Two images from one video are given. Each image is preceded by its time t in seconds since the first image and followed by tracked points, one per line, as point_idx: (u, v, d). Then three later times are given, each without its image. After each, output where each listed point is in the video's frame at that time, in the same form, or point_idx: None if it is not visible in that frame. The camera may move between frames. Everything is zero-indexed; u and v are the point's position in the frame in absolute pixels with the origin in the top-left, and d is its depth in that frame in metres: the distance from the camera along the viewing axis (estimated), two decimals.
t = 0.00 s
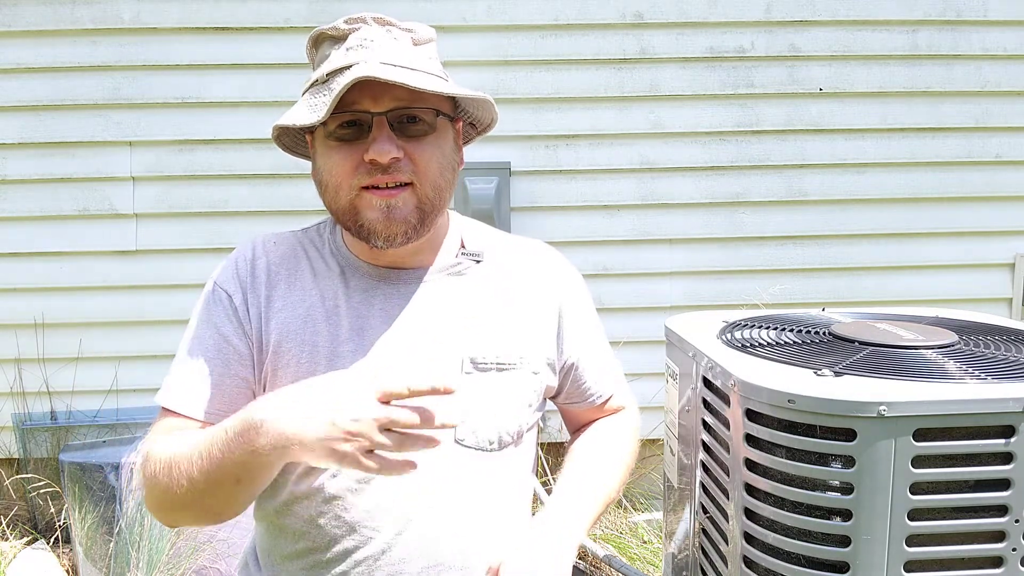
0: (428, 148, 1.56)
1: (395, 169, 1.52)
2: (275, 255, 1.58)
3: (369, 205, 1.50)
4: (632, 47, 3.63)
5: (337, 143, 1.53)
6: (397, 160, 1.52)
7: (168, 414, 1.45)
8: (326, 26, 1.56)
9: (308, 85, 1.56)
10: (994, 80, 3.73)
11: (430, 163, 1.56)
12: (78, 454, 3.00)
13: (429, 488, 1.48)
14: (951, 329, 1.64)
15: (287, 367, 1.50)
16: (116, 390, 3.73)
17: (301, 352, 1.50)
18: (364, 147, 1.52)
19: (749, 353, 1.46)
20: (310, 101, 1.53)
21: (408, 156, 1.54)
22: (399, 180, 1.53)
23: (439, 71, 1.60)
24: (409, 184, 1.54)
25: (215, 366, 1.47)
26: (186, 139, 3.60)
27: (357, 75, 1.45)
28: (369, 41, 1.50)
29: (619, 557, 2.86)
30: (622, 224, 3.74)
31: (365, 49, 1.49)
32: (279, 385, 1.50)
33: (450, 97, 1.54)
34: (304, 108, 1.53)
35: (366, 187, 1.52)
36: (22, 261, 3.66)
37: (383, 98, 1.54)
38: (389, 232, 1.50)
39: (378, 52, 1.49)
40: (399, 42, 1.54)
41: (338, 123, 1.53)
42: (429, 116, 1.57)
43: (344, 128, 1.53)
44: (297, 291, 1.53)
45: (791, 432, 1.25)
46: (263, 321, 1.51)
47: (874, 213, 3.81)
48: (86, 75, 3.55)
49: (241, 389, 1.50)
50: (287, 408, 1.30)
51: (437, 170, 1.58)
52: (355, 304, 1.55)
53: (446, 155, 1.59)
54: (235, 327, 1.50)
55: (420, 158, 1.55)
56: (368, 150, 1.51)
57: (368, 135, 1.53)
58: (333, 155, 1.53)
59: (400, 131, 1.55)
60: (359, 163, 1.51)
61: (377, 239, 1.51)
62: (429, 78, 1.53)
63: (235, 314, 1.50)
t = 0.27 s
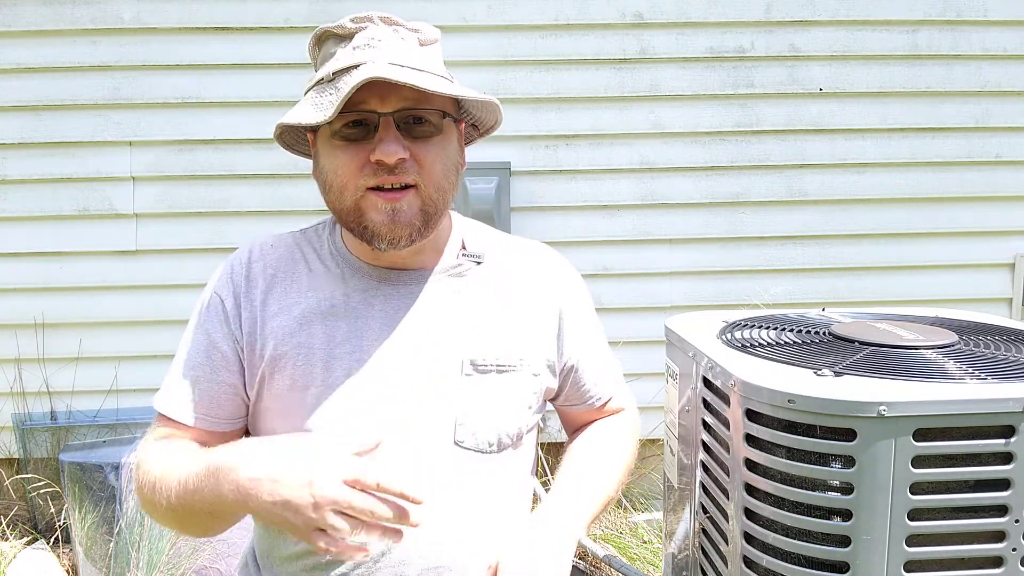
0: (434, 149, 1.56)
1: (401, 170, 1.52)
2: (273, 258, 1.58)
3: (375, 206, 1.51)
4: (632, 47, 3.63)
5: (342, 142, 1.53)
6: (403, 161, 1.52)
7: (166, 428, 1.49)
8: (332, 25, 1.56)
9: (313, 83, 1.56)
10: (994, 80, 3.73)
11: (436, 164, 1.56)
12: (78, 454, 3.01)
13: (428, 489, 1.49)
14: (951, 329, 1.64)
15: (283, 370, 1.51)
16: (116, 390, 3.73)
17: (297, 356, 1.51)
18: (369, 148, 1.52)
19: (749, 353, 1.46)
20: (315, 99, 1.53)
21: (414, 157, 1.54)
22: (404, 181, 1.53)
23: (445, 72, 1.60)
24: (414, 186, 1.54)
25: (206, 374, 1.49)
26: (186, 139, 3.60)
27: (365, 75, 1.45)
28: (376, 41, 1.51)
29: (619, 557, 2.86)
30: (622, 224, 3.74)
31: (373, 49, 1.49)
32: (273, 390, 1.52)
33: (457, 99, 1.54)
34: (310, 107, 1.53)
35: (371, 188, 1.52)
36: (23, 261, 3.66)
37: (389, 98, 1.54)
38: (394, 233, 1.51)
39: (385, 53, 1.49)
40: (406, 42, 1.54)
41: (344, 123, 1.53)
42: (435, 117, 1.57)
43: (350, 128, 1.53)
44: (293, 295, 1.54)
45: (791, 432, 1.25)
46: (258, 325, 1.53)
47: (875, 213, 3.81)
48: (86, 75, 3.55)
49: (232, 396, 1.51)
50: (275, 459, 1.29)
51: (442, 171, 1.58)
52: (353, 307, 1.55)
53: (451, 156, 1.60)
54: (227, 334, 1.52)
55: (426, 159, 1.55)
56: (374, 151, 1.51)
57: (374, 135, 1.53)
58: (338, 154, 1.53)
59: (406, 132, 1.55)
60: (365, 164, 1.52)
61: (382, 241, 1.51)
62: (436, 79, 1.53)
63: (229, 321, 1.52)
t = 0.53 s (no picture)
0: (434, 150, 1.56)
1: (401, 171, 1.52)
2: (272, 260, 1.59)
3: (374, 208, 1.51)
4: (632, 47, 3.63)
5: (342, 144, 1.54)
6: (403, 162, 1.52)
7: (168, 442, 1.55)
8: (332, 26, 1.56)
9: (313, 84, 1.56)
10: (994, 80, 3.73)
11: (435, 165, 1.56)
12: (78, 454, 3.01)
13: (429, 491, 1.49)
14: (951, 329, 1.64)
15: (282, 374, 1.52)
16: (116, 390, 3.73)
17: (296, 359, 1.52)
18: (369, 149, 1.52)
19: (749, 353, 1.46)
20: (315, 101, 1.54)
21: (414, 158, 1.54)
22: (404, 182, 1.53)
23: (445, 73, 1.60)
24: (414, 187, 1.54)
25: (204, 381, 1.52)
26: (186, 139, 3.60)
27: (364, 76, 1.45)
28: (375, 42, 1.51)
29: (619, 557, 2.86)
30: (622, 224, 3.74)
31: (372, 50, 1.49)
32: (272, 392, 1.52)
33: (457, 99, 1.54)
34: (309, 108, 1.54)
35: (371, 189, 1.53)
36: (23, 261, 3.66)
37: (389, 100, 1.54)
38: (394, 234, 1.51)
39: (384, 53, 1.49)
40: (405, 43, 1.54)
41: (344, 124, 1.53)
42: (435, 118, 1.56)
43: (350, 130, 1.53)
44: (292, 299, 1.55)
45: (791, 432, 1.25)
46: (257, 330, 1.53)
47: (875, 213, 3.81)
48: (86, 75, 3.55)
49: (232, 400, 1.54)
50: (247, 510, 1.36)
51: (442, 172, 1.57)
52: (352, 308, 1.55)
53: (451, 157, 1.59)
54: (226, 341, 1.53)
55: (427, 160, 1.55)
56: (374, 152, 1.51)
57: (373, 137, 1.53)
58: (338, 156, 1.54)
59: (406, 133, 1.55)
60: (365, 166, 1.52)
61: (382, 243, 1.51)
62: (436, 80, 1.53)
63: (227, 327, 1.53)
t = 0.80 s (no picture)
0: (428, 151, 1.55)
1: (394, 173, 1.52)
2: (273, 261, 1.59)
3: (369, 210, 1.52)
4: (632, 47, 3.63)
5: (337, 147, 1.54)
6: (396, 164, 1.52)
7: (168, 441, 1.56)
8: (326, 28, 1.57)
9: (307, 86, 1.57)
10: (994, 80, 3.73)
11: (430, 167, 1.56)
12: (78, 454, 3.01)
13: (428, 491, 1.49)
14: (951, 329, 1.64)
15: (281, 373, 1.52)
16: (116, 390, 3.73)
17: (296, 358, 1.52)
18: (363, 151, 1.52)
19: (749, 353, 1.46)
20: (309, 103, 1.54)
21: (407, 159, 1.54)
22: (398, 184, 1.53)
23: (441, 73, 1.60)
24: (408, 189, 1.54)
25: (204, 381, 1.52)
26: (187, 139, 3.60)
27: (354, 78, 1.45)
28: (368, 43, 1.51)
29: (619, 557, 2.86)
30: (622, 224, 3.74)
31: (364, 51, 1.49)
32: (271, 392, 1.52)
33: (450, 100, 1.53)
34: (303, 111, 1.54)
35: (366, 192, 1.53)
36: (23, 261, 3.66)
37: (382, 102, 1.54)
38: (389, 236, 1.51)
39: (377, 55, 1.49)
40: (399, 43, 1.54)
41: (337, 126, 1.53)
42: (429, 118, 1.56)
43: (344, 132, 1.53)
44: (292, 299, 1.55)
45: (791, 432, 1.25)
46: (257, 330, 1.54)
47: (875, 213, 3.81)
48: (86, 75, 3.55)
49: (232, 399, 1.54)
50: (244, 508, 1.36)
51: (437, 174, 1.57)
52: (352, 308, 1.56)
53: (446, 158, 1.59)
54: (226, 342, 1.53)
55: (420, 162, 1.54)
56: (367, 154, 1.51)
57: (367, 139, 1.53)
58: (333, 158, 1.54)
59: (399, 135, 1.54)
60: (359, 168, 1.52)
61: (377, 245, 1.52)
62: (429, 80, 1.53)
63: (227, 327, 1.53)
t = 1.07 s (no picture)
0: (424, 158, 1.55)
1: (390, 181, 1.52)
2: (274, 260, 1.59)
3: (366, 216, 1.52)
4: (632, 47, 3.63)
5: (333, 153, 1.54)
6: (392, 171, 1.52)
7: (168, 440, 1.56)
8: (323, 33, 1.57)
9: (305, 92, 1.57)
10: (994, 80, 3.73)
11: (427, 173, 1.55)
12: (78, 454, 3.02)
13: (429, 491, 1.49)
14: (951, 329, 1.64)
15: (281, 374, 1.52)
16: (116, 390, 3.73)
17: (296, 359, 1.52)
18: (358, 158, 1.52)
19: (749, 353, 1.46)
20: (306, 109, 1.54)
21: (403, 167, 1.53)
22: (394, 192, 1.53)
23: (439, 78, 1.59)
24: (405, 197, 1.54)
25: (205, 381, 1.52)
26: (187, 139, 3.60)
27: (348, 87, 1.45)
28: (364, 50, 1.51)
29: (619, 557, 2.86)
30: (622, 224, 3.74)
31: (359, 58, 1.49)
32: (270, 394, 1.52)
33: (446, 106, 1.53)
34: (299, 118, 1.54)
35: (362, 198, 1.53)
36: (24, 261, 3.66)
37: (378, 109, 1.54)
38: (385, 243, 1.51)
39: (372, 62, 1.49)
40: (395, 49, 1.54)
41: (333, 133, 1.53)
42: (425, 125, 1.56)
43: (340, 138, 1.53)
44: (292, 300, 1.55)
45: (791, 432, 1.25)
46: (258, 331, 1.54)
47: (875, 213, 3.81)
48: (86, 75, 3.55)
49: (232, 400, 1.54)
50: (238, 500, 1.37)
51: (434, 180, 1.57)
52: (353, 309, 1.56)
53: (443, 165, 1.59)
54: (226, 342, 1.53)
55: (416, 169, 1.54)
56: (362, 161, 1.51)
57: (363, 146, 1.53)
58: (329, 164, 1.54)
59: (395, 141, 1.54)
60: (356, 175, 1.52)
61: (373, 251, 1.52)
62: (425, 86, 1.52)
63: (227, 327, 1.54)
